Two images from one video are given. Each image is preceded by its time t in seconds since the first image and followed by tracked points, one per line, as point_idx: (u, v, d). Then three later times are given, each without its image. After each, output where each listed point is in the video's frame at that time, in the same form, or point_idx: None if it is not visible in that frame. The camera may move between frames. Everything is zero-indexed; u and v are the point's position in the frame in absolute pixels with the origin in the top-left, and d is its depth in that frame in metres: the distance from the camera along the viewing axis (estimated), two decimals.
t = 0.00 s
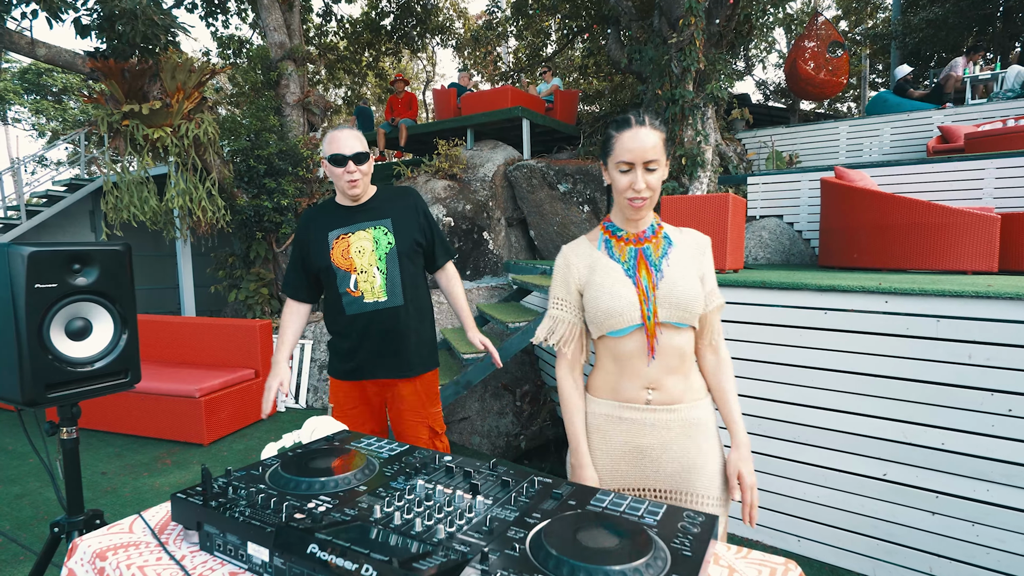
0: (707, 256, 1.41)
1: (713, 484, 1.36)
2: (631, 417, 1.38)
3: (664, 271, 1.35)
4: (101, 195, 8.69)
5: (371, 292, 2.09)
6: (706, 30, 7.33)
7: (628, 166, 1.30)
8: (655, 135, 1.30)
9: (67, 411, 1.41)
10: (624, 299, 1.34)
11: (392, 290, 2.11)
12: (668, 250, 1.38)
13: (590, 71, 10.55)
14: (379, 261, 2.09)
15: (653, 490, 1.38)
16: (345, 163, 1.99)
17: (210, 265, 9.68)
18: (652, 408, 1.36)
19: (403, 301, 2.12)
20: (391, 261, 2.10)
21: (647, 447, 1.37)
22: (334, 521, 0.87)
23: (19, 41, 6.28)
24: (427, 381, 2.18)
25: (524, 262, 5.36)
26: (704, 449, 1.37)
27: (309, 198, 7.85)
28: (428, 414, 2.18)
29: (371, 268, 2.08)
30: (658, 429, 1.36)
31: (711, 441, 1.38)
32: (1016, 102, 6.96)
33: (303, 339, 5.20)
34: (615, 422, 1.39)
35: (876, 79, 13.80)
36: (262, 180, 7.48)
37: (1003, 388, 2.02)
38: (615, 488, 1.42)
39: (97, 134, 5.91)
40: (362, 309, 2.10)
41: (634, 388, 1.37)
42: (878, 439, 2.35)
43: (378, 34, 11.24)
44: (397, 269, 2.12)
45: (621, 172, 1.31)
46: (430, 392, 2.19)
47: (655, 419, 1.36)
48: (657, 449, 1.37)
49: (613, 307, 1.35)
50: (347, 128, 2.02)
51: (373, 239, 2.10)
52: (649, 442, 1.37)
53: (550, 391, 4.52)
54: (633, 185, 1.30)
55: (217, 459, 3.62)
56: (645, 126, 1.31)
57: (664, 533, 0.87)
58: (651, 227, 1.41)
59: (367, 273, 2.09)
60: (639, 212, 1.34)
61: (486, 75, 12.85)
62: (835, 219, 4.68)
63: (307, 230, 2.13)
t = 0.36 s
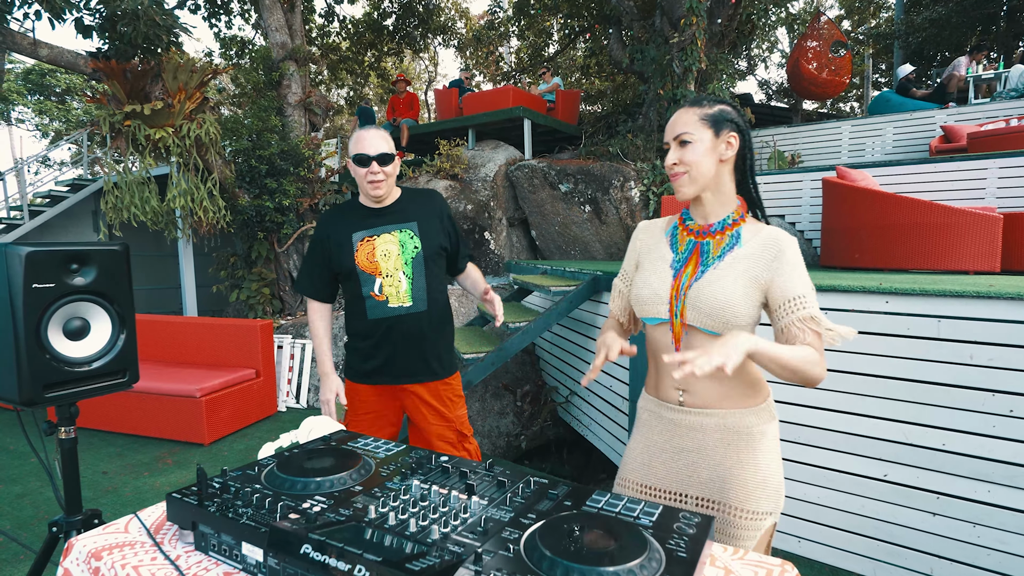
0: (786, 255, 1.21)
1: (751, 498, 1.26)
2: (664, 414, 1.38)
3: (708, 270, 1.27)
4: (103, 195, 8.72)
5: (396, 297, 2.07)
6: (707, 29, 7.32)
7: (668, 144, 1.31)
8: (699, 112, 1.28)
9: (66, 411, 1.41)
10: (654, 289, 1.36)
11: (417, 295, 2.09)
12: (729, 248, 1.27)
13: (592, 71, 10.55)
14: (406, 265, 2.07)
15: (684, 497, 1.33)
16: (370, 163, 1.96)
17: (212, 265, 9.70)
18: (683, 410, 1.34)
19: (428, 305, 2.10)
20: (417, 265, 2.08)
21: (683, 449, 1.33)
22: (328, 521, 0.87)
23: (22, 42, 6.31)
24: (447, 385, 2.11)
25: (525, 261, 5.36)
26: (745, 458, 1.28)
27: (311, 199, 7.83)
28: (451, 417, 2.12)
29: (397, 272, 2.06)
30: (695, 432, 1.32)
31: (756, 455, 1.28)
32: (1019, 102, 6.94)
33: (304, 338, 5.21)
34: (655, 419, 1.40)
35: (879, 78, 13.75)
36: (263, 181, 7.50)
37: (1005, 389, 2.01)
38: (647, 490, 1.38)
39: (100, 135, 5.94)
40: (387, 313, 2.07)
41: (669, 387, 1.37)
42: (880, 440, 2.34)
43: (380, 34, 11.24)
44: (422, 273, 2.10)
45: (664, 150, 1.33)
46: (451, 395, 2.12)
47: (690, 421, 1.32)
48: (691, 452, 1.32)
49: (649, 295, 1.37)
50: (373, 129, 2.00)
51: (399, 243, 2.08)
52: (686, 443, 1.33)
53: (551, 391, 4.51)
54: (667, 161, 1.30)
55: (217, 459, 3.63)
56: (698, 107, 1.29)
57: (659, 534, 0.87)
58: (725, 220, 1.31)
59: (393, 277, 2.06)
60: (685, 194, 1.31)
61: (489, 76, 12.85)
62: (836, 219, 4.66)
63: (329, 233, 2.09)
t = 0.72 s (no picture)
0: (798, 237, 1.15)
1: (732, 503, 1.28)
2: (669, 406, 1.40)
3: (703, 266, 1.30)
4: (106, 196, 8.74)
5: (443, 304, 2.05)
6: (709, 29, 7.32)
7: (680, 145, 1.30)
8: (715, 117, 1.24)
9: (66, 411, 1.42)
10: (661, 284, 1.45)
11: (465, 305, 2.05)
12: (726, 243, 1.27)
13: (594, 71, 10.57)
14: (455, 271, 2.05)
15: (679, 490, 1.36)
16: (424, 163, 1.97)
17: (214, 265, 9.73)
18: (680, 403, 1.37)
19: (477, 315, 2.05)
20: (467, 273, 2.05)
21: (678, 443, 1.36)
22: (322, 523, 0.87)
23: (25, 43, 6.34)
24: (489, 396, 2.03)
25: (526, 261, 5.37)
26: (731, 464, 1.28)
27: (313, 199, 7.81)
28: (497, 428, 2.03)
29: (446, 278, 2.04)
30: (688, 428, 1.34)
31: (742, 463, 1.27)
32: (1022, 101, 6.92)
33: (306, 338, 5.21)
34: (662, 407, 1.44)
35: (882, 78, 13.74)
36: (265, 181, 7.52)
37: (1006, 390, 2.01)
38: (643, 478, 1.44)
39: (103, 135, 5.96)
40: (434, 320, 2.06)
41: (673, 379, 1.42)
42: (881, 441, 2.33)
43: (382, 34, 11.25)
44: (472, 281, 2.05)
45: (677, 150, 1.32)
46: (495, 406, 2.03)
47: (684, 416, 1.34)
48: (684, 448, 1.34)
49: (662, 289, 1.44)
50: (436, 130, 2.01)
51: (451, 248, 2.06)
52: (681, 439, 1.35)
53: (552, 392, 4.51)
54: (675, 163, 1.30)
55: (218, 459, 3.64)
56: (714, 110, 1.25)
57: (653, 535, 0.87)
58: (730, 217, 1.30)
59: (440, 283, 2.04)
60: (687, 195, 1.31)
61: (491, 76, 12.85)
62: (836, 220, 4.65)
63: (388, 234, 2.15)
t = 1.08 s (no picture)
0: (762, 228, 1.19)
1: (716, 499, 1.29)
2: (647, 406, 1.40)
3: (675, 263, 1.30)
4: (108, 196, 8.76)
5: (445, 305, 2.08)
6: (710, 29, 7.31)
7: (660, 142, 1.32)
8: (699, 119, 1.28)
9: (67, 411, 1.42)
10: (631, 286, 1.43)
11: (463, 310, 2.04)
12: (696, 240, 1.29)
13: (596, 71, 10.58)
14: (460, 275, 2.05)
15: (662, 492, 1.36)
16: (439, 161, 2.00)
17: (216, 266, 9.76)
18: (660, 403, 1.36)
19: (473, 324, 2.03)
20: (469, 278, 2.03)
21: (658, 442, 1.36)
22: (317, 524, 0.87)
23: (28, 45, 6.38)
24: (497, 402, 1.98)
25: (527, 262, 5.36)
26: (713, 460, 1.29)
27: (314, 199, 7.83)
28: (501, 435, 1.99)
29: (451, 280, 2.06)
30: (667, 427, 1.34)
31: (724, 458, 1.28)
32: None
33: (307, 339, 5.21)
34: (642, 409, 1.42)
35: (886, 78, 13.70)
36: (267, 181, 7.53)
37: (1006, 391, 2.01)
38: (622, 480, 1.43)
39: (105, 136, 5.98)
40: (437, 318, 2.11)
41: (649, 381, 1.40)
42: (880, 443, 2.33)
43: (384, 35, 11.26)
44: (474, 289, 2.03)
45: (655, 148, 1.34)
46: (503, 414, 1.99)
47: (664, 415, 1.34)
48: (665, 447, 1.34)
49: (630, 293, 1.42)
50: (462, 130, 2.00)
51: (461, 251, 2.05)
52: (660, 437, 1.35)
53: (553, 392, 4.51)
54: (655, 160, 1.32)
55: (219, 459, 3.65)
56: (699, 113, 1.29)
57: (647, 537, 0.87)
58: (696, 217, 1.32)
59: (446, 284, 2.07)
60: (665, 192, 1.33)
61: (493, 76, 12.85)
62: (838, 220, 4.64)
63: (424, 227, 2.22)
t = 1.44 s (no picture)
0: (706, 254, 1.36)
1: (687, 474, 1.33)
2: (605, 411, 1.38)
3: (647, 269, 1.31)
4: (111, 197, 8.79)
5: (425, 299, 2.09)
6: (713, 28, 7.29)
7: (640, 148, 1.32)
8: (672, 132, 1.32)
9: (64, 411, 1.42)
10: (595, 293, 1.35)
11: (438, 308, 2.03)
12: (659, 250, 1.33)
13: (599, 71, 10.57)
14: (438, 273, 2.03)
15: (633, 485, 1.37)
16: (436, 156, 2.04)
17: (219, 266, 9.78)
18: (626, 401, 1.36)
19: (446, 323, 2.00)
20: (446, 277, 2.00)
21: (625, 439, 1.37)
22: (310, 524, 0.87)
23: (31, 46, 6.41)
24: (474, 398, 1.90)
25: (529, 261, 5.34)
26: (683, 442, 1.34)
27: (317, 199, 7.84)
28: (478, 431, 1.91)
29: (431, 277, 2.06)
30: (635, 420, 1.35)
31: (691, 435, 1.34)
32: None
33: (308, 338, 5.21)
34: (596, 415, 1.40)
35: (890, 76, 13.62)
36: (269, 181, 7.54)
37: (1007, 392, 2.00)
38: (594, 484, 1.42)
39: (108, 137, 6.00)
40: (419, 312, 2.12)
41: (608, 382, 1.38)
42: (881, 443, 2.32)
43: (387, 35, 11.27)
44: (448, 288, 2.00)
45: (631, 153, 1.33)
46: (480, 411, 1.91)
47: (631, 411, 1.36)
48: (634, 441, 1.36)
49: (590, 296, 1.36)
50: (462, 130, 2.03)
51: (444, 249, 2.04)
52: (627, 433, 1.36)
53: (553, 392, 4.51)
54: (637, 166, 1.31)
55: (220, 458, 3.66)
56: (669, 126, 1.33)
57: (640, 538, 0.87)
58: (650, 225, 1.36)
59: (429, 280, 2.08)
60: (639, 201, 1.34)
61: (495, 76, 12.83)
62: (841, 219, 4.62)
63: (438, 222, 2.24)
